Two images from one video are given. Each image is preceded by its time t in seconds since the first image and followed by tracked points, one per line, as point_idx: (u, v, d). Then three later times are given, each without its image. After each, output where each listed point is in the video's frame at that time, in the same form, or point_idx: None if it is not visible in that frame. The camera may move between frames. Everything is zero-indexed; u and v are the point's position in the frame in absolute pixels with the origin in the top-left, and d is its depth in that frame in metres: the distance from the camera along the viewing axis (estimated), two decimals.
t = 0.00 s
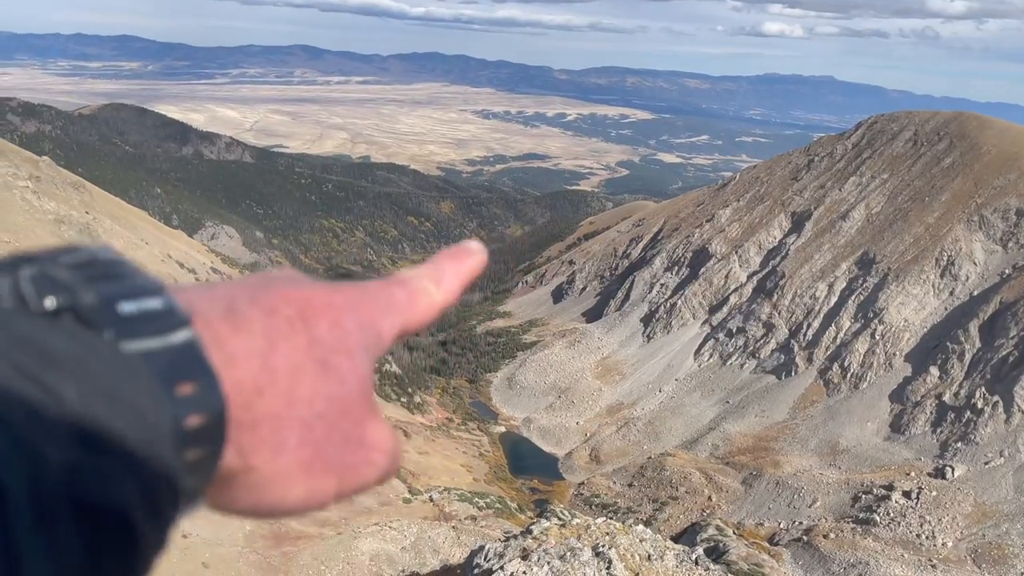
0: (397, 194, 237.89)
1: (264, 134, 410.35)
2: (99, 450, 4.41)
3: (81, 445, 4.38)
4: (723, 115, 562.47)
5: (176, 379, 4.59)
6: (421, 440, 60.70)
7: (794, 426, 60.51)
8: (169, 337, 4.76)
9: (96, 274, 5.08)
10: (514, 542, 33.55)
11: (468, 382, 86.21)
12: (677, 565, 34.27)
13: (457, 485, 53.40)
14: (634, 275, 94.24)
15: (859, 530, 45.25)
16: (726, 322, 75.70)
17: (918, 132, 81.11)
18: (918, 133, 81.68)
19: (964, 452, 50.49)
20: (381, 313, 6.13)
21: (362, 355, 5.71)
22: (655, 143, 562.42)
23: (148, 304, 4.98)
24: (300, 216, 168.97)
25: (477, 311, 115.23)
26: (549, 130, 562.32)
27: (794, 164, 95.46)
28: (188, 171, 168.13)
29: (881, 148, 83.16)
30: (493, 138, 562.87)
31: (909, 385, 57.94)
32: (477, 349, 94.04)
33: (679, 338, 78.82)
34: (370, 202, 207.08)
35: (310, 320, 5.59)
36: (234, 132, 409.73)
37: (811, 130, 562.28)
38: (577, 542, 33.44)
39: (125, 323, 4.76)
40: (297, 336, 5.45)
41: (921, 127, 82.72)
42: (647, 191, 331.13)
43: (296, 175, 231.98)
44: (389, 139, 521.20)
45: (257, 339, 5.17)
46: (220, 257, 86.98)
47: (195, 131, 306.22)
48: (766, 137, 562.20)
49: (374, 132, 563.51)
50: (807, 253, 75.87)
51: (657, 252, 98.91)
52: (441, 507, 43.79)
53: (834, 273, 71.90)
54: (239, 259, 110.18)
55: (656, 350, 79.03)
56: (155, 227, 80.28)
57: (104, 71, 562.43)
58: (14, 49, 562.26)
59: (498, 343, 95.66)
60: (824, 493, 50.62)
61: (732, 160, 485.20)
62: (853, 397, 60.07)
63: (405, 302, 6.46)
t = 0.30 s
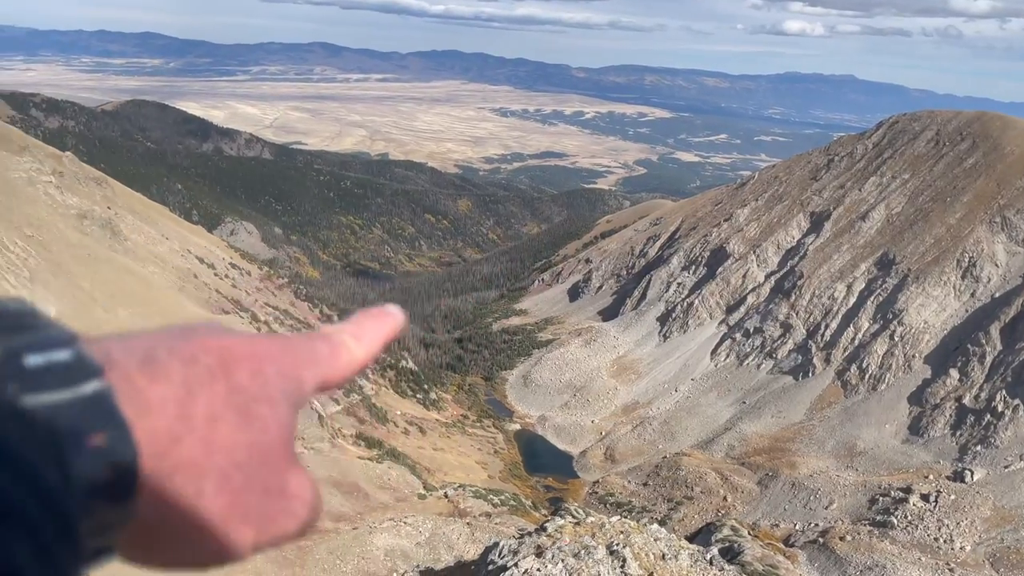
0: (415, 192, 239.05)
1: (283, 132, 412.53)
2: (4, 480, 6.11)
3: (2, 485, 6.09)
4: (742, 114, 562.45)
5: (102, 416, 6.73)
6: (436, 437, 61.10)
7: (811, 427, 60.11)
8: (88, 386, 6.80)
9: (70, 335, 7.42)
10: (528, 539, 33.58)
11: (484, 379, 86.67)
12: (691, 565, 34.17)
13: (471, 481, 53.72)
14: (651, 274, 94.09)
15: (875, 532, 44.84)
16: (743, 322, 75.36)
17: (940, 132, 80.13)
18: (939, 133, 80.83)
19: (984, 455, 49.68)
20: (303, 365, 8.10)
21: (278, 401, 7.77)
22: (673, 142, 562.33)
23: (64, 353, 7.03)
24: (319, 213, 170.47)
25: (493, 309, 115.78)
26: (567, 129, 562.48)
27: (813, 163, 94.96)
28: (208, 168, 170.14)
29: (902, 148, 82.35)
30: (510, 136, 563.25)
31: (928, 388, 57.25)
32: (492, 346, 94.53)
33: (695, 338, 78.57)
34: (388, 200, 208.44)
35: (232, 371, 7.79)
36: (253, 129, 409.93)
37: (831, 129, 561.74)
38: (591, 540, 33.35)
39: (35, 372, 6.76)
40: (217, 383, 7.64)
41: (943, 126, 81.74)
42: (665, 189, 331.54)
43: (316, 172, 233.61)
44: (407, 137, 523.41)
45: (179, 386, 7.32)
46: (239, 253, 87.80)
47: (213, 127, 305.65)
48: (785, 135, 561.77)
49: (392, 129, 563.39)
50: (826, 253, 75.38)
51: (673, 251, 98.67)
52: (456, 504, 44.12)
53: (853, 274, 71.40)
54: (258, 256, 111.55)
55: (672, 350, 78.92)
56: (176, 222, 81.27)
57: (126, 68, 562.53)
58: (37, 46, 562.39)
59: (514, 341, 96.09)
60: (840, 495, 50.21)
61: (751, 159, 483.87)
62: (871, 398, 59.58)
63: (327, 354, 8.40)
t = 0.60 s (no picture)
0: (439, 189, 240.51)
1: (309, 129, 415.99)
2: None
3: None
4: (768, 113, 562.39)
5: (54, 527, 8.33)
6: (458, 432, 61.58)
7: (835, 429, 59.45)
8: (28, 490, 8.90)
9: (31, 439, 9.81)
10: (549, 537, 33.92)
11: (505, 376, 87.22)
12: (712, 565, 34.18)
13: (492, 478, 54.14)
14: (675, 273, 93.78)
15: (900, 536, 44.23)
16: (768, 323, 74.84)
17: (971, 132, 78.68)
18: (970, 133, 79.36)
19: (1013, 460, 48.59)
20: (298, 468, 9.19)
21: (264, 495, 8.89)
22: (698, 141, 562.53)
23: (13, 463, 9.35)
24: (344, 210, 172.34)
25: (516, 306, 116.27)
26: (592, 126, 562.63)
27: (841, 162, 93.96)
28: (235, 164, 172.71)
29: (932, 147, 81.00)
30: (535, 133, 563.53)
31: (956, 391, 56.20)
32: (515, 344, 95.04)
33: (719, 337, 78.18)
34: (412, 197, 209.94)
35: (219, 473, 9.05)
36: (280, 126, 410.69)
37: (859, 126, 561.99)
38: (612, 539, 33.55)
39: None
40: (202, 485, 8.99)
41: (974, 125, 80.24)
42: (690, 187, 330.94)
43: (342, 168, 235.82)
44: (432, 134, 525.64)
45: (172, 489, 8.89)
46: (266, 248, 89.00)
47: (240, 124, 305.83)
48: (813, 134, 562.10)
49: (418, 126, 563.46)
50: (852, 254, 74.50)
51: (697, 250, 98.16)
52: (477, 500, 44.52)
53: (880, 275, 70.40)
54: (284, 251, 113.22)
55: (695, 350, 78.68)
56: (204, 218, 82.73)
57: (157, 65, 562.23)
58: (71, 41, 562.37)
59: (536, 338, 96.49)
60: (865, 498, 49.60)
61: (777, 159, 480.44)
62: (897, 401, 58.78)
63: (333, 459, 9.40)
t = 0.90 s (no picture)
0: (470, 187, 241.54)
1: (342, 126, 419.42)
2: None
3: None
4: (802, 112, 562.43)
5: None
6: (486, 430, 61.95)
7: (868, 433, 58.39)
8: None
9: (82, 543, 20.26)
10: (575, 537, 34.03)
11: (534, 374, 87.56)
12: (740, 567, 33.92)
13: (519, 476, 54.39)
14: (706, 273, 93.03)
15: (934, 543, 43.15)
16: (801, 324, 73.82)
17: (1012, 131, 76.60)
18: (1011, 132, 77.25)
19: None
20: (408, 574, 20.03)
21: None
22: (731, 139, 562.56)
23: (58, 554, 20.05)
24: (375, 206, 173.97)
25: (545, 304, 116.39)
26: (624, 124, 561.68)
27: (878, 162, 92.37)
28: (269, 161, 175.13)
29: (971, 147, 79.00)
30: (566, 131, 562.83)
31: (994, 396, 54.67)
32: (543, 342, 95.29)
33: (750, 338, 77.45)
34: (443, 194, 211.37)
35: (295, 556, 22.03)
36: (314, 124, 412.24)
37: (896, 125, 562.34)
38: (639, 539, 33.52)
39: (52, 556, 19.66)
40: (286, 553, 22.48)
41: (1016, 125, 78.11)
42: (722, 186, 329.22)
43: (374, 165, 238.18)
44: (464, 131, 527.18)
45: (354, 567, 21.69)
46: (298, 245, 90.25)
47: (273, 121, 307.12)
48: (849, 134, 562.39)
49: (449, 124, 563.95)
50: (888, 255, 73.02)
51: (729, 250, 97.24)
52: (504, 497, 44.77)
53: (917, 276, 68.89)
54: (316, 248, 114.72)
55: (726, 351, 78.01)
56: (237, 214, 84.21)
57: (195, 62, 562.49)
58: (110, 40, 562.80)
59: (565, 337, 96.64)
60: (898, 503, 48.60)
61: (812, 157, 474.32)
62: (933, 406, 57.46)
63: None
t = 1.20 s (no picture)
0: (507, 185, 242.98)
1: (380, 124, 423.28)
2: None
3: None
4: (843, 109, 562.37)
5: None
6: (519, 427, 62.41)
7: (909, 437, 57.10)
8: None
9: None
10: (607, 536, 34.16)
11: (568, 373, 87.74)
12: (774, 571, 33.65)
13: (553, 474, 54.72)
14: (744, 272, 91.97)
15: (975, 550, 41.97)
16: (840, 325, 72.61)
17: None
18: None
19: None
20: None
21: None
22: (771, 137, 562.93)
23: None
24: (412, 203, 175.89)
25: (580, 302, 116.36)
26: (662, 122, 557.73)
27: (922, 162, 90.24)
28: (308, 157, 177.80)
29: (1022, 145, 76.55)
30: (603, 129, 560.64)
31: None
32: (578, 340, 95.43)
33: (788, 339, 76.51)
34: (479, 191, 212.84)
35: None
36: (353, 121, 413.56)
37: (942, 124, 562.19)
38: (671, 540, 33.55)
39: None
40: None
41: None
42: (761, 185, 326.73)
43: (411, 162, 240.68)
44: (500, 129, 528.11)
45: None
46: (335, 240, 91.56)
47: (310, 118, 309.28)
48: (893, 134, 562.25)
49: (486, 122, 564.95)
50: (932, 256, 71.26)
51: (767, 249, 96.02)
52: (537, 495, 45.14)
53: (962, 278, 67.12)
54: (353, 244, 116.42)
55: (763, 351, 77.14)
56: (276, 209, 85.71)
57: (236, 61, 562.16)
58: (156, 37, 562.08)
59: (600, 335, 96.73)
60: (940, 509, 47.44)
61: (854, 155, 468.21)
62: (978, 410, 55.90)
63: None
